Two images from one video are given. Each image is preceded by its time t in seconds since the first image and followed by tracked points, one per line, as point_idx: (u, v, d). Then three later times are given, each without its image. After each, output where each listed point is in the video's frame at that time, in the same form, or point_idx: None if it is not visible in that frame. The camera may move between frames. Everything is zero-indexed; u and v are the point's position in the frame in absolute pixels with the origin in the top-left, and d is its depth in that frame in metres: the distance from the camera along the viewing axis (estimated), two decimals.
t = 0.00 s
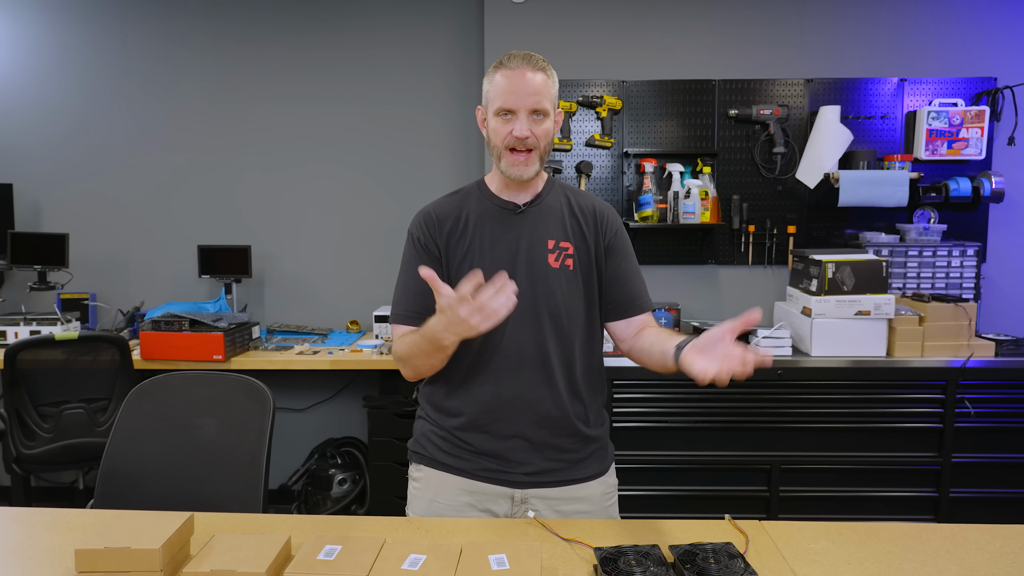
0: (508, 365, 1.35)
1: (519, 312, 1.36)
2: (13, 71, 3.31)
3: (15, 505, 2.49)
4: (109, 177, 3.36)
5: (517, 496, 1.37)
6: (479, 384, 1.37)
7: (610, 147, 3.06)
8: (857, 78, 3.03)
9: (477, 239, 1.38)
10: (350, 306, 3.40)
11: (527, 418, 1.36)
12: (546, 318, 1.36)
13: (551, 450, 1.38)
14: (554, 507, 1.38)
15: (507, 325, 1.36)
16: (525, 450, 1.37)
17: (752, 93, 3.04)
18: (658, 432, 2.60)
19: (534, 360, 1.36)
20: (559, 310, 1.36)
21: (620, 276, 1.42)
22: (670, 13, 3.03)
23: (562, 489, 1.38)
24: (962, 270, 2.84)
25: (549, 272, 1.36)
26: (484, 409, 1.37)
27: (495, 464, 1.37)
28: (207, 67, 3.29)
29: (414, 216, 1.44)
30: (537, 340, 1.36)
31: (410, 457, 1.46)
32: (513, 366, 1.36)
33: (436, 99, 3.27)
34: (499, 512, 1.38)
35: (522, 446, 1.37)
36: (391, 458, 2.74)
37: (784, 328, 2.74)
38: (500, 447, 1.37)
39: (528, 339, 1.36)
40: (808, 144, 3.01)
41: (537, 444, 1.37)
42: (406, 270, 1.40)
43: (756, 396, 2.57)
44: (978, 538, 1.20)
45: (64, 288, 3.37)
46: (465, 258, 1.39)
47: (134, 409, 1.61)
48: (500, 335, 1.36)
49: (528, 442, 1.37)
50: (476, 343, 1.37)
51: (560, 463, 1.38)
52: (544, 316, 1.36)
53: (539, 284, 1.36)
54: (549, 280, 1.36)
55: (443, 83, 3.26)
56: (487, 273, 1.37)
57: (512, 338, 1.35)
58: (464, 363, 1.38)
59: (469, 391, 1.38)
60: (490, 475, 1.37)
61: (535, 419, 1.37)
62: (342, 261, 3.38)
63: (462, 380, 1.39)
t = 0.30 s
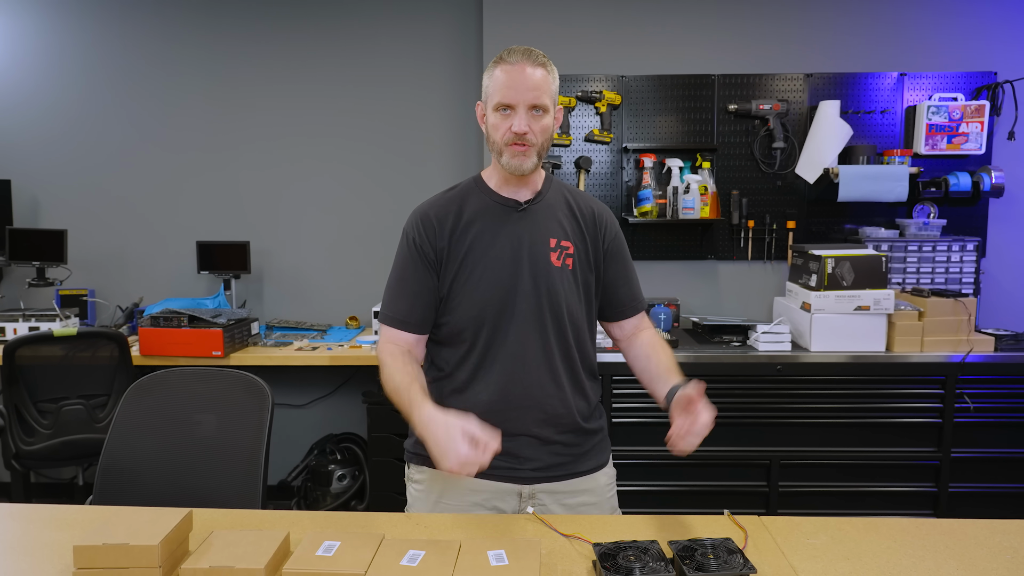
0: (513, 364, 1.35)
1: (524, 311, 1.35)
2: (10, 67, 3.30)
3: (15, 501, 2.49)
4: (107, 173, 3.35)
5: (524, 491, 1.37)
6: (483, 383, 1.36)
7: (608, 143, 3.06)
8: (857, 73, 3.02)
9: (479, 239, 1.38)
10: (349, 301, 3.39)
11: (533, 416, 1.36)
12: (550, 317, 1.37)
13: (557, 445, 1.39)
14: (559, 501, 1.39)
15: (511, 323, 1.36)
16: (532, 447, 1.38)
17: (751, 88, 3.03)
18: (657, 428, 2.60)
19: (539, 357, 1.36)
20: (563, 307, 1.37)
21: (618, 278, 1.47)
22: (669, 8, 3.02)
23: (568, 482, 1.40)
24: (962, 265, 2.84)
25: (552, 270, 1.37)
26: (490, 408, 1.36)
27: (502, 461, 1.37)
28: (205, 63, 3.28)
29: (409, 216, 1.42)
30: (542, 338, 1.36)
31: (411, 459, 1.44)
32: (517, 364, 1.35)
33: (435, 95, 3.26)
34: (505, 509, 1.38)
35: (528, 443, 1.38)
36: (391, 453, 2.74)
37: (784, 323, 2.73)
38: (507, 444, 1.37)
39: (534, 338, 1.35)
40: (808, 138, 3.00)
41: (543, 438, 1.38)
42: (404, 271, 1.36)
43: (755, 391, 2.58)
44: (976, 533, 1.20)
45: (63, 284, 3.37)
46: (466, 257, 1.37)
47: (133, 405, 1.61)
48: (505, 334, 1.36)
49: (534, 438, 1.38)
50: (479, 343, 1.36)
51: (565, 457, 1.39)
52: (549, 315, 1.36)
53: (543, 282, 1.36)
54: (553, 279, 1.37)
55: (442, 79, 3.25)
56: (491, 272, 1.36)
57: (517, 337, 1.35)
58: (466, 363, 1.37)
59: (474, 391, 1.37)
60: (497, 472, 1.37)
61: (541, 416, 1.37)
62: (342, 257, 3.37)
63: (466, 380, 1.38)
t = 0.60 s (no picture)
0: (514, 362, 1.35)
1: (524, 311, 1.35)
2: (6, 63, 3.29)
3: (14, 498, 2.49)
4: (104, 170, 3.34)
5: (523, 487, 1.38)
6: (484, 383, 1.36)
7: (606, 139, 3.05)
8: (855, 69, 3.01)
9: (479, 239, 1.37)
10: (347, 298, 3.39)
11: (533, 416, 1.37)
12: (550, 317, 1.37)
13: (555, 441, 1.40)
14: (558, 496, 1.40)
15: (512, 324, 1.36)
16: (531, 444, 1.38)
17: (750, 83, 3.02)
18: (656, 424, 2.60)
19: (540, 358, 1.36)
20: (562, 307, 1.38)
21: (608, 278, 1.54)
22: (668, 3, 3.01)
23: (566, 477, 1.41)
24: (960, 261, 2.84)
25: (552, 271, 1.38)
26: (491, 408, 1.35)
27: (501, 458, 1.37)
28: (202, 60, 3.26)
29: (406, 216, 1.40)
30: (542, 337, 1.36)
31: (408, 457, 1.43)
32: (518, 365, 1.35)
33: (433, 92, 3.26)
34: (505, 505, 1.38)
35: (528, 441, 1.38)
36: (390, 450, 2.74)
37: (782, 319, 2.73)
38: (507, 441, 1.37)
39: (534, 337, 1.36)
40: (807, 134, 3.00)
41: (543, 436, 1.38)
42: (404, 271, 1.36)
43: (753, 387, 2.58)
44: (974, 528, 1.21)
45: (60, 281, 3.36)
46: (466, 257, 1.36)
47: (131, 403, 1.60)
48: (504, 334, 1.36)
49: (533, 435, 1.38)
50: (480, 343, 1.36)
51: (564, 454, 1.40)
52: (548, 315, 1.37)
53: (544, 282, 1.36)
54: (553, 280, 1.37)
55: (440, 75, 3.25)
56: (491, 272, 1.35)
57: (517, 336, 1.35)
58: (466, 363, 1.37)
59: (472, 389, 1.37)
60: (497, 469, 1.37)
61: (541, 415, 1.37)
62: (340, 254, 3.37)
63: (464, 379, 1.37)
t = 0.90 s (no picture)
0: (511, 358, 1.35)
1: (521, 307, 1.35)
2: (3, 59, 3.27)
3: (12, 496, 2.49)
4: (102, 166, 3.33)
5: (522, 481, 1.38)
6: (482, 380, 1.36)
7: (605, 136, 3.05)
8: (854, 66, 3.02)
9: (475, 238, 1.36)
10: (346, 295, 3.39)
11: (531, 412, 1.37)
12: (548, 314, 1.37)
13: (553, 436, 1.40)
14: (557, 490, 1.40)
15: (510, 322, 1.36)
16: (529, 438, 1.39)
17: (749, 81, 3.02)
18: (654, 421, 2.61)
19: (538, 355, 1.36)
20: (559, 303, 1.38)
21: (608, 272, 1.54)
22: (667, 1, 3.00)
23: (563, 471, 1.41)
24: (958, 259, 2.85)
25: (550, 269, 1.38)
26: (490, 404, 1.36)
27: (499, 452, 1.37)
28: (200, 56, 3.26)
29: (402, 215, 1.39)
30: (539, 334, 1.36)
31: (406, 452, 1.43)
32: (516, 361, 1.35)
33: (432, 89, 3.25)
34: (503, 499, 1.39)
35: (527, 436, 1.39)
36: (388, 447, 2.74)
37: (780, 316, 2.73)
38: (506, 436, 1.37)
39: (531, 333, 1.36)
40: (805, 132, 3.00)
41: (542, 431, 1.39)
42: (402, 270, 1.35)
43: (752, 384, 2.58)
44: (971, 525, 1.21)
45: (58, 278, 3.35)
46: (464, 254, 1.36)
47: (130, 400, 1.60)
48: (502, 330, 1.36)
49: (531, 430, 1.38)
50: (478, 341, 1.36)
51: (562, 448, 1.40)
52: (545, 312, 1.37)
53: (541, 278, 1.37)
54: (551, 278, 1.38)
55: (438, 72, 3.24)
56: (488, 269, 1.35)
57: (514, 333, 1.35)
58: (465, 360, 1.37)
59: (471, 385, 1.37)
60: (495, 463, 1.37)
61: (539, 412, 1.37)
62: (338, 251, 3.36)
63: (462, 375, 1.38)
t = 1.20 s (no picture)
0: (508, 356, 1.35)
1: (518, 306, 1.35)
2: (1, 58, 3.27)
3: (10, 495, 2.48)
4: (101, 165, 3.33)
5: (517, 478, 1.38)
6: (479, 376, 1.36)
7: (604, 136, 3.05)
8: (852, 66, 3.02)
9: (475, 235, 1.37)
10: (345, 294, 3.39)
11: (528, 410, 1.37)
12: (546, 313, 1.37)
13: (550, 434, 1.40)
14: (553, 488, 1.41)
15: (508, 320, 1.36)
16: (525, 435, 1.39)
17: (747, 80, 3.02)
18: (653, 420, 2.61)
19: (535, 353, 1.36)
20: (557, 302, 1.38)
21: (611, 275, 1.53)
22: None
23: (560, 469, 1.41)
24: (956, 258, 2.85)
25: (548, 268, 1.38)
26: (487, 401, 1.36)
27: (496, 448, 1.38)
28: (199, 55, 3.25)
29: (406, 211, 1.40)
30: (537, 333, 1.36)
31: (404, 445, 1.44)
32: (513, 360, 1.35)
33: (431, 88, 3.25)
34: (498, 494, 1.39)
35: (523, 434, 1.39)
36: (387, 447, 2.74)
37: (779, 316, 2.74)
38: (502, 433, 1.37)
39: (528, 331, 1.36)
40: (803, 131, 3.00)
41: (538, 429, 1.39)
42: (404, 265, 1.36)
43: (750, 383, 2.59)
44: (970, 524, 1.21)
45: (57, 278, 3.35)
46: (463, 252, 1.36)
47: (129, 399, 1.60)
48: (500, 328, 1.36)
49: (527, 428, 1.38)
50: (476, 338, 1.36)
51: (559, 448, 1.40)
52: (542, 311, 1.37)
53: (539, 277, 1.37)
54: (549, 277, 1.37)
55: (437, 72, 3.24)
56: (487, 267, 1.36)
57: (512, 331, 1.35)
58: (462, 357, 1.37)
59: (468, 381, 1.37)
60: (491, 459, 1.37)
61: (535, 411, 1.37)
62: (337, 250, 3.36)
63: (461, 372, 1.38)
